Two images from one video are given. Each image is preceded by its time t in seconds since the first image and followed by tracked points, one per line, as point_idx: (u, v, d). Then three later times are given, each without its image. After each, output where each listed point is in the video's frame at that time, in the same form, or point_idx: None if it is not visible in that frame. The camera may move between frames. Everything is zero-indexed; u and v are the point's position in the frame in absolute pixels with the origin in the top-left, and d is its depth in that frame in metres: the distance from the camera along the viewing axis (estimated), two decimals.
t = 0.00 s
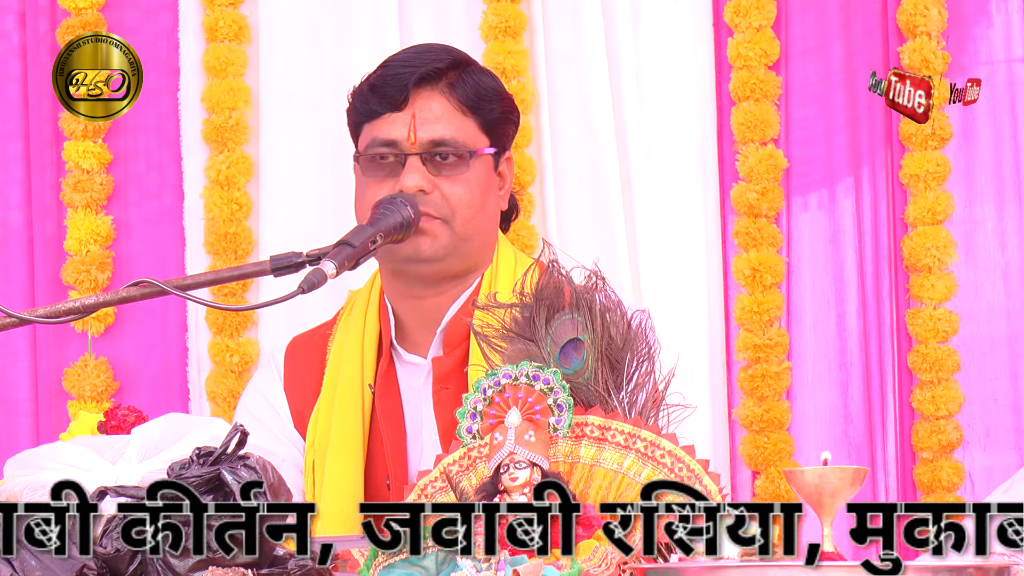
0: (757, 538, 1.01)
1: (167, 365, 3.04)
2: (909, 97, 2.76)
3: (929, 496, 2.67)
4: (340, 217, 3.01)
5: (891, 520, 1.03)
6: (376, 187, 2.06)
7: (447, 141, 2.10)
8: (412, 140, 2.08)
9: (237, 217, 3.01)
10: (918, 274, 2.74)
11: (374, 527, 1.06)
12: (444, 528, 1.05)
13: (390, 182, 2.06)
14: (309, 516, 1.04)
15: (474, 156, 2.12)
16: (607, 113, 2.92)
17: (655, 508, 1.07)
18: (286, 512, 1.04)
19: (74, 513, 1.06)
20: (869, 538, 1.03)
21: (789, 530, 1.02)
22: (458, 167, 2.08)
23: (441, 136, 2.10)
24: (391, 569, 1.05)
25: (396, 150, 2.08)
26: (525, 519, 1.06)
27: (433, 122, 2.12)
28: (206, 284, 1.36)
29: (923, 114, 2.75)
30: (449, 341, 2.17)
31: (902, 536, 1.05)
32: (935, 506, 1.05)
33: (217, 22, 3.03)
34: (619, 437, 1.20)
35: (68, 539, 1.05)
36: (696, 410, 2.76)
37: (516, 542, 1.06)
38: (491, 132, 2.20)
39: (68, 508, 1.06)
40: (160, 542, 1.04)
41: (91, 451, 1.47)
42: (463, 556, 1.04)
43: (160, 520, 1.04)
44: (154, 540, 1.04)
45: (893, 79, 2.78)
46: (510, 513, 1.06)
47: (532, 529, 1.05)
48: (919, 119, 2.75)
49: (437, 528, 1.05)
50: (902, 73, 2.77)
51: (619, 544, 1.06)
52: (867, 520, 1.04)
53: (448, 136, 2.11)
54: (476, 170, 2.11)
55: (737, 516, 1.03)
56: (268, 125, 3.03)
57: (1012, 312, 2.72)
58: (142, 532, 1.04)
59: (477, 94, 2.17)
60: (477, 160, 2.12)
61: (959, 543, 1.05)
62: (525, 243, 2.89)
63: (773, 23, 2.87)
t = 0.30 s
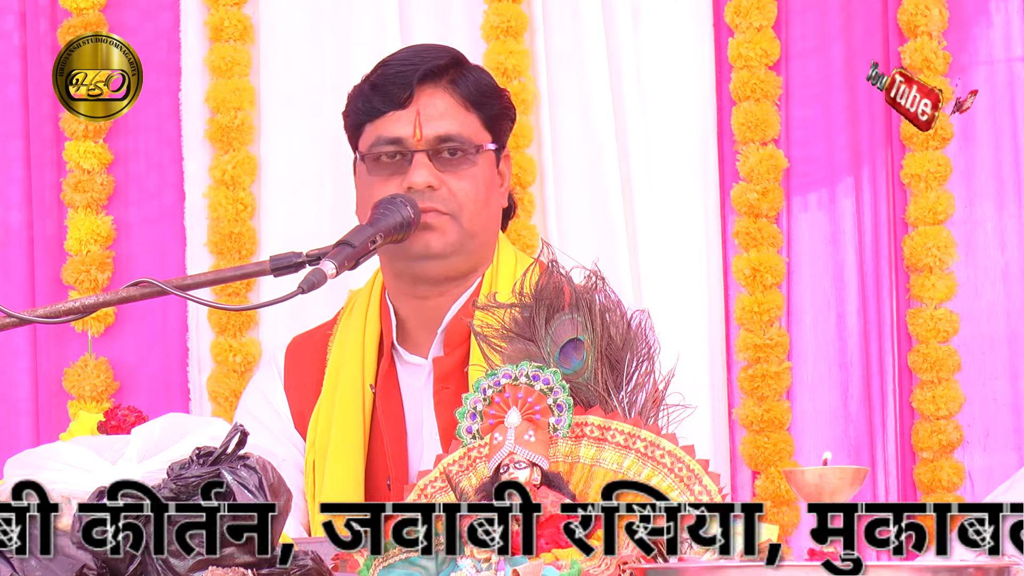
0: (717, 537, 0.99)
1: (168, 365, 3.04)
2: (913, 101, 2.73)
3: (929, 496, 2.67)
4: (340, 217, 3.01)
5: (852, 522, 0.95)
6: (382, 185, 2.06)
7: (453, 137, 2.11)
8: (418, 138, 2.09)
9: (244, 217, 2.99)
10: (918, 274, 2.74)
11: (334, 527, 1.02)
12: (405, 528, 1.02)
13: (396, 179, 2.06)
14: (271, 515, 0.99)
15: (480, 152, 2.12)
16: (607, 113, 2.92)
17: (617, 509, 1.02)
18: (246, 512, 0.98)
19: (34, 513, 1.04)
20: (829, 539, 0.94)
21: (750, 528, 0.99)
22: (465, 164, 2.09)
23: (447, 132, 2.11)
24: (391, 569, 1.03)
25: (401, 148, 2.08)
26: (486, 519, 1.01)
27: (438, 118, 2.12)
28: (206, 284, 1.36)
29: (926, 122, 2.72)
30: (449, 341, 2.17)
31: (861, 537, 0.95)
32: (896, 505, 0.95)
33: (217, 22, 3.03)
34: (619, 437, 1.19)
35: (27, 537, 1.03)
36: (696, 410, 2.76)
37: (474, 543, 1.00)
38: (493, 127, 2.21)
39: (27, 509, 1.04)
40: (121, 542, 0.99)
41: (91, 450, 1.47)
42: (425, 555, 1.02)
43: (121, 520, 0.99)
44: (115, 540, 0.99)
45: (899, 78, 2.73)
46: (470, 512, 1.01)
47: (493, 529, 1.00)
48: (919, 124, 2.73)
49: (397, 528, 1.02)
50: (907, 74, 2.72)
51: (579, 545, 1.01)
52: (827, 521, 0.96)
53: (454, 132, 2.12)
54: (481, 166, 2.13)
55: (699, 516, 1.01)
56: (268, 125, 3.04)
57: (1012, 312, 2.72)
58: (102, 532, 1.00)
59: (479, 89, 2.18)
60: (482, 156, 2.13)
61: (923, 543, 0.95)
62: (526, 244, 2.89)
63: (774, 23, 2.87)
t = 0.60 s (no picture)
0: (678, 537, 1.03)
1: (167, 365, 3.04)
2: (915, 102, 2.72)
3: (928, 496, 2.67)
4: (340, 217, 3.01)
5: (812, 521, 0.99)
6: (386, 184, 2.05)
7: (457, 135, 2.11)
8: (422, 136, 2.09)
9: (238, 217, 3.00)
10: (918, 274, 2.74)
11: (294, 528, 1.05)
12: (367, 528, 1.08)
13: (400, 178, 2.05)
14: (232, 515, 0.99)
15: (483, 151, 2.13)
16: (607, 113, 2.92)
17: (577, 508, 1.06)
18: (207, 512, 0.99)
19: None
20: (791, 539, 0.97)
21: (711, 529, 1.04)
22: (468, 162, 2.09)
23: (451, 130, 2.11)
24: (391, 569, 1.05)
25: (405, 147, 2.08)
26: (447, 519, 1.05)
27: (441, 117, 2.12)
28: (206, 284, 1.36)
29: (927, 125, 2.72)
30: (449, 341, 2.17)
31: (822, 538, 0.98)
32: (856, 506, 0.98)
33: (217, 22, 3.03)
34: (619, 437, 1.19)
35: None
36: (696, 410, 2.76)
37: (436, 543, 1.04)
38: (494, 125, 2.22)
39: None
40: (82, 542, 1.01)
41: (91, 450, 1.47)
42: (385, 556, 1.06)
43: (82, 520, 1.02)
44: (75, 540, 1.01)
45: (902, 78, 2.72)
46: (431, 512, 1.06)
47: (453, 529, 1.05)
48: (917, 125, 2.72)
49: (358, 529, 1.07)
50: (910, 74, 2.72)
51: (540, 544, 1.06)
52: (788, 520, 0.98)
53: (457, 130, 2.12)
54: (484, 165, 2.13)
55: (659, 516, 1.05)
56: (268, 125, 3.04)
57: (1012, 312, 2.72)
58: (63, 532, 1.02)
59: (480, 87, 2.19)
60: (485, 154, 2.14)
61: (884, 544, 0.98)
62: (526, 244, 2.89)
63: (773, 23, 2.87)
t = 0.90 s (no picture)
0: (639, 537, 1.04)
1: (168, 365, 3.04)
2: (919, 105, 2.68)
3: (929, 496, 2.67)
4: (340, 217, 3.01)
5: (774, 521, 1.00)
6: (389, 186, 2.07)
7: (459, 136, 2.11)
8: (424, 138, 2.09)
9: (243, 217, 3.00)
10: (918, 274, 2.75)
11: (256, 527, 1.03)
12: (326, 528, 1.07)
13: (404, 180, 2.07)
14: (193, 515, 1.03)
15: (485, 151, 2.13)
16: (606, 113, 2.92)
17: (538, 509, 1.05)
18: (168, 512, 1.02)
19: None
20: (751, 539, 1.00)
21: (671, 529, 1.05)
22: (470, 163, 2.09)
23: (453, 131, 2.11)
24: (391, 569, 1.07)
25: (407, 148, 2.09)
26: (407, 519, 1.06)
27: (443, 117, 2.12)
28: (206, 284, 1.36)
29: (928, 129, 2.69)
30: (449, 341, 2.17)
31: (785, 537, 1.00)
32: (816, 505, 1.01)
33: (217, 22, 3.03)
34: (618, 437, 1.19)
35: None
36: (697, 410, 2.76)
37: (397, 542, 1.06)
38: (494, 124, 2.22)
39: None
40: (42, 541, 1.08)
41: (91, 450, 1.47)
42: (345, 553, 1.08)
43: (42, 520, 1.08)
44: (36, 540, 1.08)
45: (909, 78, 2.69)
46: (392, 512, 1.06)
47: (414, 529, 1.06)
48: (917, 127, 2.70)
49: (319, 528, 1.06)
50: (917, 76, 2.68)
51: (500, 544, 1.05)
52: (749, 519, 1.01)
53: (459, 131, 2.12)
54: (485, 165, 2.13)
55: (620, 516, 1.05)
56: (268, 125, 3.04)
57: (1012, 312, 2.72)
58: (24, 532, 1.08)
59: (481, 87, 2.19)
60: (487, 154, 2.14)
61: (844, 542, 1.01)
62: (523, 243, 2.91)
63: (773, 22, 2.87)
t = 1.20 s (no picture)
0: (600, 537, 1.05)
1: (167, 365, 3.04)
2: (921, 106, 2.70)
3: (928, 496, 2.68)
4: (339, 217, 3.01)
5: (734, 520, 1.01)
6: (389, 186, 2.07)
7: (459, 137, 2.11)
8: (425, 139, 2.09)
9: (237, 216, 3.00)
10: (917, 273, 2.75)
11: (216, 527, 1.03)
12: (287, 528, 1.05)
13: (404, 181, 2.07)
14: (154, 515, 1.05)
15: (485, 151, 2.13)
16: (606, 112, 2.92)
17: (499, 508, 1.05)
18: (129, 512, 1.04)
19: None
20: (712, 539, 1.01)
21: (632, 529, 1.05)
22: (471, 164, 2.09)
23: (453, 132, 2.11)
24: (391, 569, 1.04)
25: (408, 149, 2.09)
26: (368, 519, 1.06)
27: (443, 118, 2.12)
28: (206, 284, 1.36)
29: (928, 130, 2.70)
30: (449, 341, 2.17)
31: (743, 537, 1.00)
32: (776, 505, 0.99)
33: (215, 22, 3.03)
34: (619, 437, 1.19)
35: None
36: (696, 410, 2.75)
37: (358, 542, 1.05)
38: (494, 124, 2.23)
39: None
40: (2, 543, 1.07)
41: (91, 450, 1.47)
42: (306, 555, 1.06)
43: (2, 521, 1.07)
44: None
45: (912, 78, 2.69)
46: (354, 512, 1.06)
47: (375, 529, 1.05)
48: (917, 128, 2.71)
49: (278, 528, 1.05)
50: (921, 76, 2.68)
51: (461, 544, 1.04)
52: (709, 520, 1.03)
53: (459, 132, 2.12)
54: (486, 165, 2.13)
55: (580, 516, 1.06)
56: (267, 124, 3.03)
57: (1011, 311, 2.72)
58: None
59: (481, 87, 2.19)
60: (487, 155, 2.14)
61: (803, 543, 1.00)
62: (523, 242, 2.92)
63: (773, 22, 2.87)
